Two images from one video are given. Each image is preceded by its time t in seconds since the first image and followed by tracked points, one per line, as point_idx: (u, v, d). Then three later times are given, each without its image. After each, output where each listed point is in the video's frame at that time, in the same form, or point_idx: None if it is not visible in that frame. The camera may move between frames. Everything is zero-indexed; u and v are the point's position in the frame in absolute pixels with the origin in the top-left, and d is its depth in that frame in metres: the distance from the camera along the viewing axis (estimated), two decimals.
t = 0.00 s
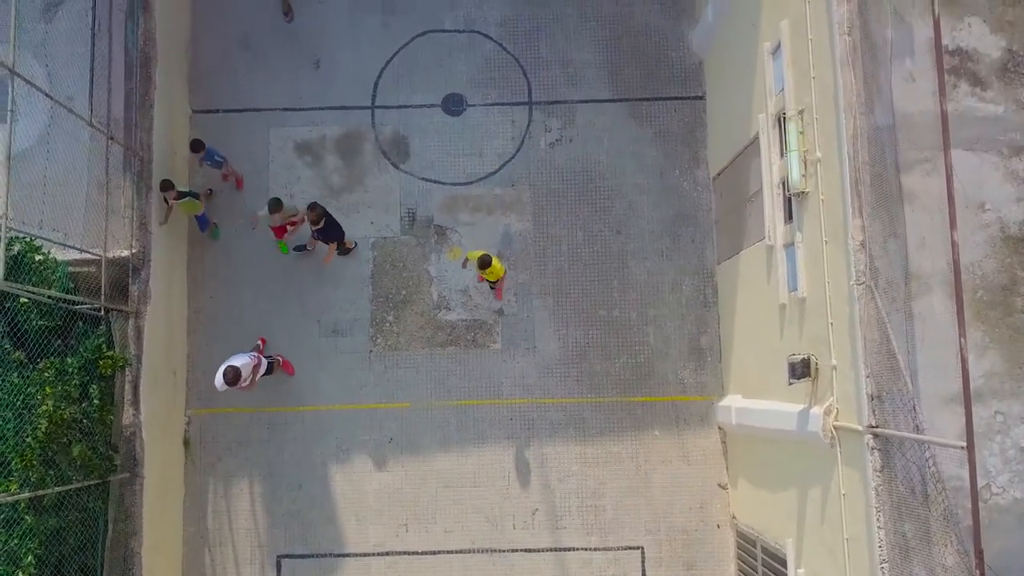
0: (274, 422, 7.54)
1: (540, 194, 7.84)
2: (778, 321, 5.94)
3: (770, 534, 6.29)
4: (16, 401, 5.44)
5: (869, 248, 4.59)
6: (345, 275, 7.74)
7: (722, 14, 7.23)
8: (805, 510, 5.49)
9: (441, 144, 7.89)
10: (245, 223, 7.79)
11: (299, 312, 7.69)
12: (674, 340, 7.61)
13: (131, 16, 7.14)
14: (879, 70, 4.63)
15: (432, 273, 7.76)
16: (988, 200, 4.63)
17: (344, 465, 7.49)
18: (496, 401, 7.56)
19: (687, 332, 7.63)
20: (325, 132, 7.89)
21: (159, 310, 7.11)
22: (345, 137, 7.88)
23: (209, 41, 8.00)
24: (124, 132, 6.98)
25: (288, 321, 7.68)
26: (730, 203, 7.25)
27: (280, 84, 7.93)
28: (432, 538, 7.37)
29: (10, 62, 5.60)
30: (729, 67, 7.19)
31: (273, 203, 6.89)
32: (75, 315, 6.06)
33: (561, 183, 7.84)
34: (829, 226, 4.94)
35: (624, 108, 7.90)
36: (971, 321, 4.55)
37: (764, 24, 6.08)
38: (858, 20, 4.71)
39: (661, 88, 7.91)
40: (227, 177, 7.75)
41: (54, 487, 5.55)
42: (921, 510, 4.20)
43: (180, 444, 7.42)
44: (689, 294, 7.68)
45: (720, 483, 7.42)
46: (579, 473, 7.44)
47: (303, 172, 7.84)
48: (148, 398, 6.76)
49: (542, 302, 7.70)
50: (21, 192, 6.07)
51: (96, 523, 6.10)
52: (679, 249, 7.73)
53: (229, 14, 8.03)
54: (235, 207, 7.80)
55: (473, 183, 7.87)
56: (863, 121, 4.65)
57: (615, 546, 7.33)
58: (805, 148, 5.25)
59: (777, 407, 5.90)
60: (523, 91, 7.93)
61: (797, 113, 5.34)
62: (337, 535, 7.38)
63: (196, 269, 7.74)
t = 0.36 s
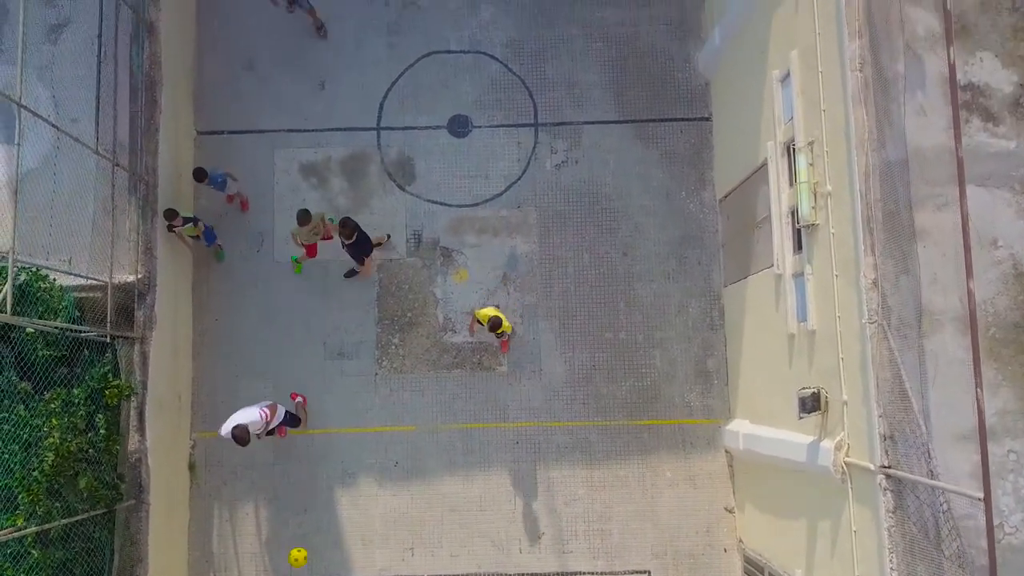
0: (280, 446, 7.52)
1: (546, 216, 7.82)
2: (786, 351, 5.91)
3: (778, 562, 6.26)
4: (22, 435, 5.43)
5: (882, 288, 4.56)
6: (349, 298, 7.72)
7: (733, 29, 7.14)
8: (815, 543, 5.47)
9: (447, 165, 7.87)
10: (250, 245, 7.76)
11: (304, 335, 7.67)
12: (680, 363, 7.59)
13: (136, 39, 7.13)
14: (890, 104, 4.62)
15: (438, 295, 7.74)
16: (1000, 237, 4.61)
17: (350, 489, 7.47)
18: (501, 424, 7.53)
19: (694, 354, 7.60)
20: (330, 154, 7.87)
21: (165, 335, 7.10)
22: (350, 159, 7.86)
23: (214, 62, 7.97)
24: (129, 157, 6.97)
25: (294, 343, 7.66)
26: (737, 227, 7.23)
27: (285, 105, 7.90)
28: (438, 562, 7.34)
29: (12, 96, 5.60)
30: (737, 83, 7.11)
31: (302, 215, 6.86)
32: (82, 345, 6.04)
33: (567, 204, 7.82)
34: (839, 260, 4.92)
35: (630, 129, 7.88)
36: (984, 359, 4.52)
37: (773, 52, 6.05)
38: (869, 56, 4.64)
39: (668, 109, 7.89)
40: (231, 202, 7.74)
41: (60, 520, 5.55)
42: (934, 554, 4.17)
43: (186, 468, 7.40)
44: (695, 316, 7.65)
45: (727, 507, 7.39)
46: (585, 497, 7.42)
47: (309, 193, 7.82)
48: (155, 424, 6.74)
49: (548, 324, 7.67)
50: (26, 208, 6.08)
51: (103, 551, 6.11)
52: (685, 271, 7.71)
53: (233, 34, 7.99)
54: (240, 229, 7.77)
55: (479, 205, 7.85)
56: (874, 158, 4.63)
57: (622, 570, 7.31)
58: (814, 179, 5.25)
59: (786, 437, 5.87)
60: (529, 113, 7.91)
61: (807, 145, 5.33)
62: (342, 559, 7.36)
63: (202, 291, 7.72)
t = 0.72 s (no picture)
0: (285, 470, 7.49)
1: (553, 238, 7.79)
2: (796, 381, 5.89)
3: None
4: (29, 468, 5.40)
5: (896, 328, 4.54)
6: (355, 321, 7.69)
7: (740, 51, 7.01)
8: None
9: (453, 187, 7.84)
10: (256, 268, 7.73)
11: (310, 358, 7.64)
12: (687, 386, 7.57)
13: (141, 63, 7.12)
14: (904, 138, 4.62)
15: (444, 318, 7.70)
16: (1014, 274, 4.57)
17: (356, 513, 7.44)
18: (508, 448, 7.50)
19: (701, 378, 7.58)
20: (336, 176, 7.84)
21: (171, 360, 7.07)
22: (356, 181, 7.83)
23: (219, 84, 7.94)
24: (135, 183, 6.98)
25: (299, 367, 7.63)
26: (745, 251, 7.20)
27: (291, 127, 7.88)
28: None
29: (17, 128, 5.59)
30: (746, 103, 6.97)
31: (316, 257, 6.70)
32: (88, 375, 6.02)
33: (574, 227, 7.79)
34: (851, 296, 4.90)
35: (637, 151, 7.86)
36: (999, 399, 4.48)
37: (783, 81, 6.01)
38: (883, 94, 4.63)
39: (674, 131, 7.87)
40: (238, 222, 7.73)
41: (67, 553, 5.52)
42: None
43: (191, 493, 7.37)
44: (702, 339, 7.63)
45: (735, 531, 7.36)
46: (592, 521, 7.40)
47: (315, 216, 7.79)
48: (161, 451, 6.71)
49: (555, 348, 7.64)
50: (31, 232, 6.22)
51: None
52: (692, 294, 7.69)
53: (238, 55, 7.96)
54: (246, 252, 7.74)
55: (485, 228, 7.83)
56: (888, 197, 4.63)
57: None
58: (825, 214, 5.21)
59: (796, 467, 5.85)
60: (535, 135, 7.89)
61: (818, 177, 5.30)
62: None
63: (207, 314, 7.69)
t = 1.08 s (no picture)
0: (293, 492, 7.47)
1: (560, 259, 7.77)
2: (806, 408, 5.88)
3: None
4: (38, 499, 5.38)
5: (911, 364, 4.51)
6: (362, 342, 7.66)
7: (750, 73, 6.97)
8: None
9: (460, 208, 7.82)
10: (262, 289, 7.72)
11: (317, 379, 7.62)
12: (696, 408, 7.55)
13: (147, 84, 7.14)
14: (917, 171, 4.59)
15: (451, 339, 7.68)
16: None
17: (363, 536, 7.42)
18: (516, 469, 7.48)
19: (709, 399, 7.56)
20: (343, 197, 7.82)
21: (178, 384, 7.05)
22: (363, 202, 7.82)
23: (226, 104, 7.93)
24: (141, 206, 6.98)
25: (306, 388, 7.62)
26: (754, 273, 7.18)
27: (298, 147, 7.86)
28: None
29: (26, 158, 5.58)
30: (756, 126, 6.93)
31: (330, 305, 7.12)
32: (96, 401, 5.99)
33: (582, 247, 7.77)
34: (864, 329, 4.89)
35: (644, 172, 7.85)
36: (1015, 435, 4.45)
37: (793, 108, 6.00)
38: (897, 128, 4.61)
39: (682, 151, 7.85)
40: (246, 241, 7.73)
41: None
42: None
43: (198, 516, 7.36)
44: (711, 361, 7.61)
45: (743, 554, 7.34)
46: (600, 544, 7.38)
47: (322, 236, 7.78)
48: (168, 475, 6.69)
49: (563, 369, 7.62)
50: (38, 262, 6.21)
51: None
52: (701, 315, 7.67)
53: (244, 75, 7.93)
54: (253, 273, 7.73)
55: (492, 248, 7.80)
56: (902, 232, 4.60)
57: None
58: (837, 244, 5.19)
59: (807, 495, 5.83)
60: (542, 155, 7.88)
61: (830, 208, 5.28)
62: None
63: (214, 335, 7.68)
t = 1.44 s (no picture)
0: (301, 516, 7.44)
1: (569, 282, 7.74)
2: (818, 439, 5.85)
3: None
4: (47, 534, 5.36)
5: (928, 405, 4.46)
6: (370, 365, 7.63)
7: (758, 98, 6.98)
8: None
9: (468, 231, 7.79)
10: (270, 312, 7.70)
11: (326, 403, 7.60)
12: (705, 432, 7.52)
13: (155, 109, 7.08)
14: (934, 211, 4.54)
15: (459, 362, 7.64)
16: None
17: (371, 560, 7.39)
18: (524, 494, 7.46)
19: (718, 423, 7.54)
20: (351, 219, 7.80)
21: (185, 410, 7.02)
22: (371, 224, 7.79)
23: (233, 126, 7.91)
24: (149, 231, 6.95)
25: (314, 412, 7.58)
26: (764, 298, 7.15)
27: (306, 169, 7.84)
28: None
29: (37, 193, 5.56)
30: (764, 151, 6.94)
31: (358, 360, 7.52)
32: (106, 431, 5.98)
33: (591, 270, 7.74)
34: (879, 365, 4.85)
35: (653, 194, 7.82)
36: None
37: (805, 137, 5.98)
38: (914, 166, 4.55)
39: (691, 174, 7.82)
40: (264, 262, 7.70)
41: None
42: None
43: (206, 540, 7.33)
44: (720, 384, 7.58)
45: None
46: (610, 569, 7.35)
47: (330, 259, 7.75)
48: (176, 501, 6.65)
49: (571, 393, 7.59)
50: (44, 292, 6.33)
51: None
52: (710, 339, 7.64)
53: (252, 97, 7.91)
54: (261, 296, 7.70)
55: (501, 270, 7.77)
56: (919, 270, 4.53)
57: None
58: (851, 278, 5.18)
59: (819, 526, 5.81)
60: (551, 177, 7.85)
61: (843, 241, 5.27)
62: None
63: (222, 358, 7.65)
